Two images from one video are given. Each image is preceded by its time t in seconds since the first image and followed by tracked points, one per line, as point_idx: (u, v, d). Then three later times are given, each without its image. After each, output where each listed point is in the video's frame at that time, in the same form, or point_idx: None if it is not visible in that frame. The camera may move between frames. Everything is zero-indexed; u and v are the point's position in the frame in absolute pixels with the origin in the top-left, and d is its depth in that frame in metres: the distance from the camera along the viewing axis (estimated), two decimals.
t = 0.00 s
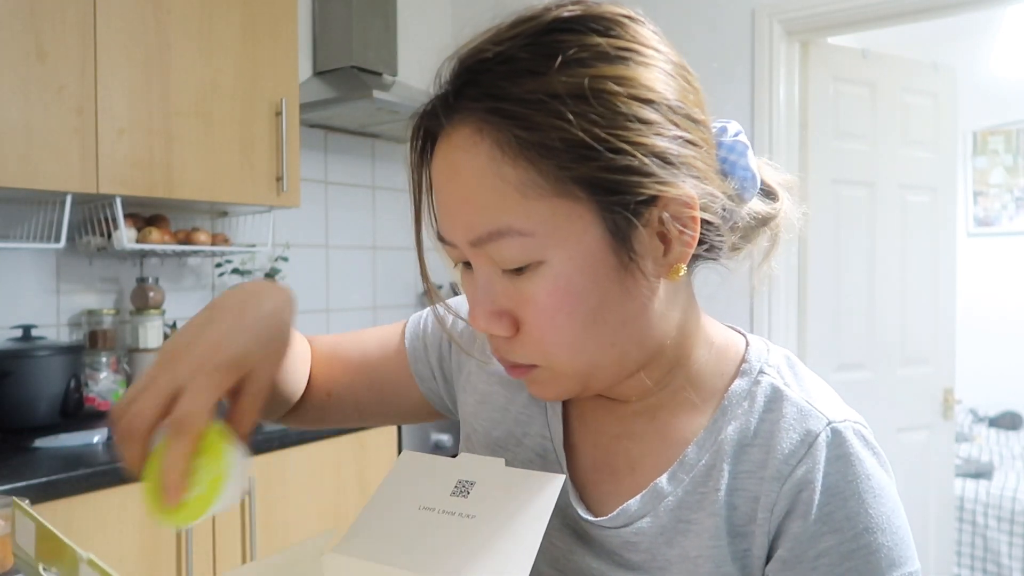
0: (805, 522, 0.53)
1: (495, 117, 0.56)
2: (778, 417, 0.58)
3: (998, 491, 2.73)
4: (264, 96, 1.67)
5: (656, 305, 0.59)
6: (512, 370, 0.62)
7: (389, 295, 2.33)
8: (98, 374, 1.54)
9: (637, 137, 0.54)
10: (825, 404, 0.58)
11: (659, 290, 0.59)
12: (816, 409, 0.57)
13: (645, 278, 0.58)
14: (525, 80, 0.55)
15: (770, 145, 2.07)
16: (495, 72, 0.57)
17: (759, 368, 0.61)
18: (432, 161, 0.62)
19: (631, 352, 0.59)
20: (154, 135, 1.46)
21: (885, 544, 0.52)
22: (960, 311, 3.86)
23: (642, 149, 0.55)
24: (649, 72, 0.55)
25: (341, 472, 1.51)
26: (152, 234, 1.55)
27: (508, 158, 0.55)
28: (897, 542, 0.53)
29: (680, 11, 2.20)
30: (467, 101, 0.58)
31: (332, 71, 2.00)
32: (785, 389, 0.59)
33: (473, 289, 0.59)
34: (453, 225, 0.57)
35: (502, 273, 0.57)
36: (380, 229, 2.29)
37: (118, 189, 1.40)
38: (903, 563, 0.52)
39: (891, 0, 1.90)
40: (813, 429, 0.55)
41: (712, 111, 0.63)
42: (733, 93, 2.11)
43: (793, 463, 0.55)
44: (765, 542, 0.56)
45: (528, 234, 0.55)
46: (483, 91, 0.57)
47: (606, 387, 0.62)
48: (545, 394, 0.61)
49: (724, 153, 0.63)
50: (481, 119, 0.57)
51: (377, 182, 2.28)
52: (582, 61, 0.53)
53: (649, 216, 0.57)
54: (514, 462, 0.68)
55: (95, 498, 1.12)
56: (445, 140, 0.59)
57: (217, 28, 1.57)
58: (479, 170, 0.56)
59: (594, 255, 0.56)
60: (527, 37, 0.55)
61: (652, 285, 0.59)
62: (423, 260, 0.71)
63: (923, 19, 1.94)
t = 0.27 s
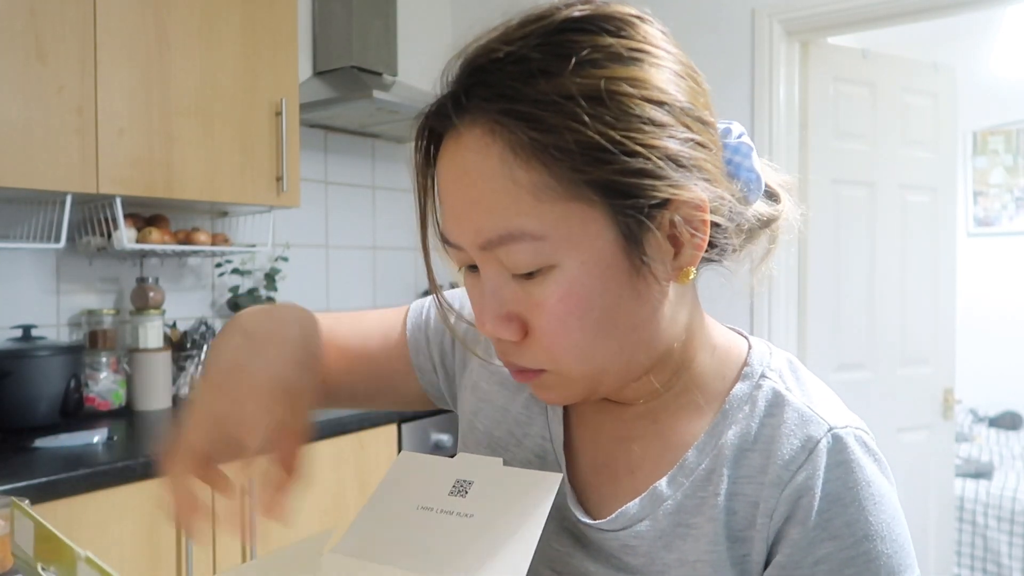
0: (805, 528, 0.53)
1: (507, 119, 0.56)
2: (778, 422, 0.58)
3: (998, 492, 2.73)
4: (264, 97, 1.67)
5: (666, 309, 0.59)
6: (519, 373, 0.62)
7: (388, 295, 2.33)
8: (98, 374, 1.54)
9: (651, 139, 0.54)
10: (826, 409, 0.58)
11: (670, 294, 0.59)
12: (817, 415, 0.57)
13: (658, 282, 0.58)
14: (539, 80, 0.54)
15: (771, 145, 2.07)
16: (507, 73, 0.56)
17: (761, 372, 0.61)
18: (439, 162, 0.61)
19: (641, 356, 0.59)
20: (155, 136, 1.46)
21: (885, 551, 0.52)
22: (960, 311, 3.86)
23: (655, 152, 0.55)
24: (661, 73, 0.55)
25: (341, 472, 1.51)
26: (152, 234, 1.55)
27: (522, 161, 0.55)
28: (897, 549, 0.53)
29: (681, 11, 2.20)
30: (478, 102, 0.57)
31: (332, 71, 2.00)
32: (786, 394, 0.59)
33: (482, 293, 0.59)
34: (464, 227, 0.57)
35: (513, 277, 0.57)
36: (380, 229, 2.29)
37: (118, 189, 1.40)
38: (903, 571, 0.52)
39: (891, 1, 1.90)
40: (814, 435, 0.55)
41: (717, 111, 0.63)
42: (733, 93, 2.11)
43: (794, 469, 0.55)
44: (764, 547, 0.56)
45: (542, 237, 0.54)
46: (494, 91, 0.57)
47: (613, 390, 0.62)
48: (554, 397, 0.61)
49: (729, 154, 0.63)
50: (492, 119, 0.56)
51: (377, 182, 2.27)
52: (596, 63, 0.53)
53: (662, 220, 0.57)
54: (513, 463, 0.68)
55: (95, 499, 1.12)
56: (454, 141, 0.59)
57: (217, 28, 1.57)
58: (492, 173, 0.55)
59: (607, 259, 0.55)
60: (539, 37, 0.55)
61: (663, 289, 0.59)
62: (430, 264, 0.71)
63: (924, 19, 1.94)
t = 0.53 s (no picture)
0: (818, 536, 0.53)
1: (526, 118, 0.56)
2: (795, 430, 0.58)
3: (998, 492, 2.73)
4: (265, 97, 1.67)
5: (679, 315, 0.60)
6: (530, 374, 0.62)
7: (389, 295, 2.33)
8: (98, 374, 1.54)
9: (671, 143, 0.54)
10: (843, 418, 0.58)
11: (684, 300, 0.60)
12: (834, 423, 0.57)
13: (670, 287, 0.58)
14: (558, 80, 0.54)
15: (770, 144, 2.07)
16: (526, 71, 0.56)
17: (776, 379, 0.61)
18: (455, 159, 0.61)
19: (653, 361, 0.60)
20: (154, 136, 1.46)
21: (895, 561, 0.52)
22: (960, 311, 3.86)
23: (674, 155, 0.55)
24: (683, 76, 0.55)
25: (342, 473, 1.51)
26: (152, 234, 1.55)
27: (539, 161, 0.55)
28: (906, 559, 0.53)
29: (680, 10, 2.20)
30: (497, 100, 0.57)
31: (332, 71, 1.99)
32: (803, 403, 0.59)
33: (494, 292, 0.59)
34: (478, 226, 0.57)
35: (526, 277, 0.57)
36: (380, 229, 2.29)
37: (118, 189, 1.40)
38: None
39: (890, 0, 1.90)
40: (831, 445, 0.55)
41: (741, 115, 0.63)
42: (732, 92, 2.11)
43: (811, 477, 0.54)
44: (777, 554, 0.56)
45: (555, 239, 0.55)
46: (513, 90, 0.57)
47: (625, 394, 0.62)
48: (564, 399, 0.61)
49: (753, 160, 0.63)
50: (510, 119, 0.56)
51: (377, 182, 2.27)
52: (617, 64, 0.53)
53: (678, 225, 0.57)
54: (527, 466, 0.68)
55: (96, 499, 1.12)
56: (471, 138, 0.59)
57: (217, 28, 1.57)
58: (508, 171, 0.55)
59: (621, 263, 0.55)
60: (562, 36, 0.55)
61: (677, 295, 0.59)
62: (442, 262, 0.70)
63: (922, 19, 1.94)
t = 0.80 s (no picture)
0: (818, 532, 0.53)
1: (518, 118, 0.55)
2: (795, 427, 0.58)
3: (998, 491, 2.73)
4: (265, 97, 1.67)
5: (673, 314, 0.60)
6: (525, 372, 0.62)
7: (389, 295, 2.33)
8: (98, 374, 1.54)
9: (664, 143, 0.54)
10: (842, 414, 0.58)
11: (678, 299, 0.60)
12: (834, 419, 0.57)
13: (663, 286, 0.58)
14: (551, 81, 0.54)
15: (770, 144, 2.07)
16: (519, 71, 0.56)
17: (775, 376, 0.61)
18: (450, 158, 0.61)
19: (647, 360, 0.60)
20: (155, 136, 1.46)
21: (896, 556, 0.52)
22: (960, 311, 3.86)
23: (667, 155, 0.55)
24: (677, 75, 0.55)
25: (342, 472, 1.51)
26: (152, 234, 1.55)
27: (531, 161, 0.55)
28: (907, 555, 0.53)
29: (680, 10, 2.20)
30: (490, 101, 0.57)
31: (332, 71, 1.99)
32: (802, 400, 0.59)
33: (488, 291, 0.59)
34: (472, 226, 0.57)
35: (519, 276, 0.57)
36: (380, 228, 2.29)
37: (118, 189, 1.40)
38: None
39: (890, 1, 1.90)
40: (831, 441, 0.55)
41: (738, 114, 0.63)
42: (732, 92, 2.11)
43: (811, 473, 0.54)
44: (778, 551, 0.56)
45: (548, 239, 0.55)
46: (506, 90, 0.56)
47: (622, 393, 0.62)
48: (558, 397, 0.62)
49: (751, 159, 0.63)
50: (503, 119, 0.56)
51: (377, 182, 2.27)
52: (609, 64, 0.53)
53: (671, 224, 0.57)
54: (527, 465, 0.68)
55: (96, 499, 1.12)
56: (465, 138, 0.59)
57: (217, 27, 1.57)
58: (500, 171, 0.55)
59: (613, 263, 0.56)
60: (554, 35, 0.54)
61: (670, 294, 0.59)
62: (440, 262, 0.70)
63: (923, 19, 1.94)
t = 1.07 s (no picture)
0: (812, 528, 0.54)
1: (503, 115, 0.56)
2: (788, 423, 0.58)
3: (998, 491, 2.73)
4: (264, 96, 1.67)
5: (661, 309, 0.59)
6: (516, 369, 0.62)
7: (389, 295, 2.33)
8: (98, 374, 1.54)
9: (646, 137, 0.54)
10: (835, 410, 0.58)
11: (665, 293, 0.59)
12: (827, 415, 0.57)
13: (649, 280, 0.58)
14: (533, 78, 0.55)
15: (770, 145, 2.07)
16: (504, 70, 0.57)
17: (769, 373, 0.61)
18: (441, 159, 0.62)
19: (635, 355, 0.59)
20: (154, 136, 1.46)
21: (890, 552, 0.52)
22: (959, 311, 3.86)
23: (650, 149, 0.54)
24: (659, 71, 0.55)
25: (341, 472, 1.51)
26: (152, 234, 1.55)
27: (515, 157, 0.55)
28: (902, 551, 0.53)
29: (681, 11, 2.20)
30: (476, 99, 0.58)
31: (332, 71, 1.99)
32: (795, 396, 0.59)
33: (478, 287, 0.60)
34: (460, 222, 0.58)
35: (507, 272, 0.57)
36: (380, 228, 2.29)
37: (118, 189, 1.40)
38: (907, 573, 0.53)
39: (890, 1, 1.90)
40: (823, 436, 0.55)
41: (727, 113, 0.63)
42: (732, 93, 2.11)
43: (804, 469, 0.54)
44: (772, 548, 0.56)
45: (531, 233, 0.55)
46: (491, 88, 0.57)
47: (614, 392, 0.62)
48: (548, 394, 0.61)
49: (741, 156, 0.63)
50: (488, 117, 0.57)
51: (377, 182, 2.28)
52: (591, 60, 0.53)
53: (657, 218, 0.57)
54: (523, 464, 0.68)
55: (96, 498, 1.12)
56: (453, 137, 0.59)
57: (217, 27, 1.57)
58: (485, 168, 0.56)
59: (598, 256, 0.56)
60: (537, 34, 0.55)
61: (658, 287, 0.59)
62: (433, 263, 0.70)
63: (923, 19, 1.93)
